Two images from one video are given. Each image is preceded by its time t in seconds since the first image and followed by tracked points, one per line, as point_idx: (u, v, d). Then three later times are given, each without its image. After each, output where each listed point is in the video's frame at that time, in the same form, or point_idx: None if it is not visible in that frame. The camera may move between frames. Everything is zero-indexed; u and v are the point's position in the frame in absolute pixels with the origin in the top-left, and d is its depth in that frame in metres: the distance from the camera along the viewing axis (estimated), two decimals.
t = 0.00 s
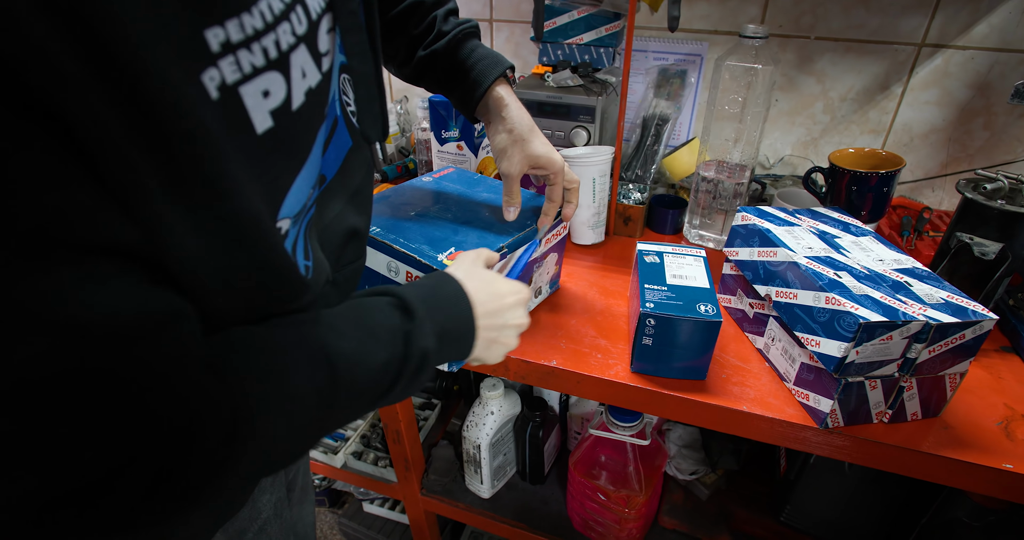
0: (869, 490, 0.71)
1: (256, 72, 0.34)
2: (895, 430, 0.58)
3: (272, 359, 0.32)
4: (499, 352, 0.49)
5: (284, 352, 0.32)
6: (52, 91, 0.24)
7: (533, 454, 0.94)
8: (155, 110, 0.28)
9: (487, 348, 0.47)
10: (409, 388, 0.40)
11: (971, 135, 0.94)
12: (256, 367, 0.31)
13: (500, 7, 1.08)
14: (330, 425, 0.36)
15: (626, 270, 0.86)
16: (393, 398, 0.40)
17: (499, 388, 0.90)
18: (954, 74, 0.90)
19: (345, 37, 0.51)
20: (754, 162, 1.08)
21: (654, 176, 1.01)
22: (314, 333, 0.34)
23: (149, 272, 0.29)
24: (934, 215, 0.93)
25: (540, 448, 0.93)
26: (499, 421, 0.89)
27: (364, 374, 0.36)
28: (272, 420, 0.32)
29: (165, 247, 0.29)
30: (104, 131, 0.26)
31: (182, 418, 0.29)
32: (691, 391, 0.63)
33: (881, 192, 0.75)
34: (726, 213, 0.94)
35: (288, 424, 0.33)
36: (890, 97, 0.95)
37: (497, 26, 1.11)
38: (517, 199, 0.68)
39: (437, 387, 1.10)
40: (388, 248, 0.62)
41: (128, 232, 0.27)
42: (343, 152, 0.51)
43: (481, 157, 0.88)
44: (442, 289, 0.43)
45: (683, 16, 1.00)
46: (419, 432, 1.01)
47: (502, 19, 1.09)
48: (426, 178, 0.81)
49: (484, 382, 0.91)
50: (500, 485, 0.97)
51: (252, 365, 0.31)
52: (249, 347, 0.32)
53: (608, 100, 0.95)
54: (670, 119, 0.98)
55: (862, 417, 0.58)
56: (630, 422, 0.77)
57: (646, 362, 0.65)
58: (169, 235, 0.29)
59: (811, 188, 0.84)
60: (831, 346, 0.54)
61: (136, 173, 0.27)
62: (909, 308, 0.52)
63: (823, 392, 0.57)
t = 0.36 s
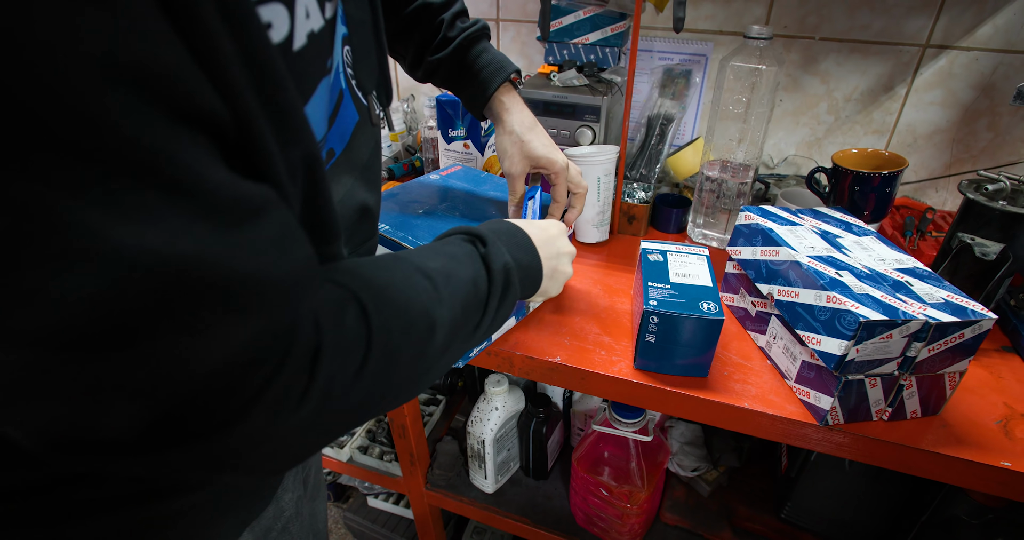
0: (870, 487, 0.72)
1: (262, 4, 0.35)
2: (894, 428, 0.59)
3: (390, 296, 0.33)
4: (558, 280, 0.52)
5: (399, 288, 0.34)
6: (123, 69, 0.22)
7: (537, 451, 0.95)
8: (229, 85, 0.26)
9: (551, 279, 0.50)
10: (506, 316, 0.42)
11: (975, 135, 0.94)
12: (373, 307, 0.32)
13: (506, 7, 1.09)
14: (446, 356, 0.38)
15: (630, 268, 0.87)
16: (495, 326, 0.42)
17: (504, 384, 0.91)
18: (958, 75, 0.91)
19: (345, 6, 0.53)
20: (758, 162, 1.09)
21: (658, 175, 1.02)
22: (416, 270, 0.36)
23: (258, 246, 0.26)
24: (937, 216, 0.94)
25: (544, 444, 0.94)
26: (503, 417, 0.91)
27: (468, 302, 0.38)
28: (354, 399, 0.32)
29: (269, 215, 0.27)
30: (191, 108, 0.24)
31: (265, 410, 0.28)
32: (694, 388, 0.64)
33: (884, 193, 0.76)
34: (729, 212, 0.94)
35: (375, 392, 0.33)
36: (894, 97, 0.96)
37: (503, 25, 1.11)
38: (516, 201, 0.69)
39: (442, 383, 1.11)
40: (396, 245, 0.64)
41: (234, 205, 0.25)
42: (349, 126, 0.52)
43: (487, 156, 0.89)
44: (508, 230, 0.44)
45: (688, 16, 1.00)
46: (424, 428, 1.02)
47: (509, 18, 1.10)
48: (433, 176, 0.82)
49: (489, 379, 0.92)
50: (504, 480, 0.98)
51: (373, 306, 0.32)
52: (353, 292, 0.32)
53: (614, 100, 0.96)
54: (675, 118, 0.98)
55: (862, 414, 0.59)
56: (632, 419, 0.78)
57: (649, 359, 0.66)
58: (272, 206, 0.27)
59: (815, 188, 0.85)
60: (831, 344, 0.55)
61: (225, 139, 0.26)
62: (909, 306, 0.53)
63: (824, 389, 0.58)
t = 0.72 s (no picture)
0: (860, 495, 0.75)
1: (277, 9, 0.35)
2: (881, 441, 0.62)
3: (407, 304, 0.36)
4: (551, 308, 0.55)
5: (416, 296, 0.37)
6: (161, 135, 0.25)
7: (540, 456, 0.99)
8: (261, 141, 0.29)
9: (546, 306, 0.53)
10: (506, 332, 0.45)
11: (968, 152, 0.97)
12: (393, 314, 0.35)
13: (512, 23, 1.12)
14: (460, 361, 0.41)
15: (630, 281, 0.90)
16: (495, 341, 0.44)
17: (508, 392, 0.94)
18: (951, 93, 0.93)
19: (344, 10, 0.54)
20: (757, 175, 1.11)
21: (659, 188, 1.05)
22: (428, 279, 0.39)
23: (288, 264, 0.29)
24: (931, 230, 0.96)
25: (546, 450, 0.97)
26: (507, 423, 0.94)
27: (475, 314, 0.41)
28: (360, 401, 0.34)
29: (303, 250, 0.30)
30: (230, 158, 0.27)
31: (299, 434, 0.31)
32: (690, 400, 0.67)
33: (876, 211, 0.79)
34: (727, 226, 0.97)
35: (381, 397, 0.35)
36: (890, 114, 0.98)
37: (509, 40, 1.14)
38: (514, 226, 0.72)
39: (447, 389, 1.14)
40: (404, 262, 0.67)
41: (271, 220, 0.28)
42: (352, 134, 0.54)
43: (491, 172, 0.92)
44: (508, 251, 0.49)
45: (689, 34, 1.03)
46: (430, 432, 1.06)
47: (514, 34, 1.13)
48: (441, 192, 0.85)
49: (494, 386, 0.95)
50: (507, 484, 1.01)
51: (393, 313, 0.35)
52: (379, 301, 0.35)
53: (616, 116, 0.99)
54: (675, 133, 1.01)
55: (850, 427, 0.61)
56: (632, 427, 0.81)
57: (647, 372, 0.69)
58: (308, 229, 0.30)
59: (810, 204, 0.88)
60: (820, 361, 0.57)
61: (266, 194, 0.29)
62: (894, 326, 0.56)
63: (813, 403, 0.61)
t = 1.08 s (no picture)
0: (860, 507, 0.75)
1: (303, 58, 0.37)
2: (882, 455, 0.62)
3: (378, 361, 0.36)
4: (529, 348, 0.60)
5: (390, 350, 0.37)
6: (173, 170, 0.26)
7: (542, 463, 0.99)
8: (269, 173, 0.29)
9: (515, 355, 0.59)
10: (479, 378, 0.46)
11: (972, 163, 0.97)
12: (364, 371, 0.36)
13: (517, 32, 1.12)
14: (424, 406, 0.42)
15: (633, 291, 0.90)
16: (467, 386, 0.46)
17: (511, 400, 0.94)
18: (956, 104, 0.93)
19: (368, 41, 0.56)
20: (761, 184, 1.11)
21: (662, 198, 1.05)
22: (406, 329, 0.39)
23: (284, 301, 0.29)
24: (935, 241, 0.96)
25: (548, 458, 0.98)
26: (510, 431, 0.94)
27: (448, 366, 0.42)
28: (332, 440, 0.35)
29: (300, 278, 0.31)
30: (241, 192, 0.27)
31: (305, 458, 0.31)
32: (692, 413, 0.68)
33: (879, 224, 0.79)
34: (731, 236, 0.97)
35: (353, 434, 0.37)
36: (894, 124, 0.98)
37: (514, 48, 1.15)
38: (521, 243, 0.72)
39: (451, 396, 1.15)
40: (402, 273, 0.67)
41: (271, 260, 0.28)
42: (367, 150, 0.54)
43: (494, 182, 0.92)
44: (497, 294, 0.49)
45: (693, 44, 1.03)
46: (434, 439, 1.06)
47: (519, 42, 1.14)
48: (452, 203, 0.86)
49: (497, 394, 0.96)
50: (510, 491, 1.02)
51: (362, 371, 0.35)
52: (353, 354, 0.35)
53: (620, 126, 1.00)
54: (679, 143, 1.02)
55: (851, 442, 0.62)
56: (634, 438, 0.81)
57: (649, 384, 0.69)
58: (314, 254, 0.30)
59: (812, 215, 0.88)
60: (821, 378, 0.58)
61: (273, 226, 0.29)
62: (895, 343, 0.56)
63: (815, 418, 0.61)
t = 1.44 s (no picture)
0: (871, 517, 0.72)
1: (282, 58, 0.32)
2: (896, 465, 0.59)
3: (373, 381, 0.34)
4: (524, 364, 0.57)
5: (383, 370, 0.35)
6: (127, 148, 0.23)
7: (541, 467, 0.96)
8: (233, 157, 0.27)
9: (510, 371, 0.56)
10: (472, 402, 0.44)
11: (989, 160, 0.93)
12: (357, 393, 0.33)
13: (519, 24, 1.10)
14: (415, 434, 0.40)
15: (636, 291, 0.87)
16: (460, 409, 0.43)
17: (509, 402, 0.92)
18: (972, 99, 0.90)
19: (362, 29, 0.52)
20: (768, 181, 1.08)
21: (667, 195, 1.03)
22: (399, 347, 0.37)
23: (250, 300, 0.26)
24: (949, 240, 0.93)
25: (547, 461, 0.95)
26: (508, 434, 0.91)
27: (442, 389, 0.39)
28: (321, 465, 0.32)
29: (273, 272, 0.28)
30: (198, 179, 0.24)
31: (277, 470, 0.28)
32: (695, 418, 0.65)
33: (893, 222, 0.76)
34: (737, 234, 0.94)
35: (343, 461, 0.34)
36: (907, 120, 0.95)
37: (515, 42, 1.12)
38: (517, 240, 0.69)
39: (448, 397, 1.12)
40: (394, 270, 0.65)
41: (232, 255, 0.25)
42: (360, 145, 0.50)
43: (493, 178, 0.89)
44: (492, 315, 0.47)
45: (699, 37, 1.00)
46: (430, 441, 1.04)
47: (521, 35, 1.11)
48: (450, 198, 0.84)
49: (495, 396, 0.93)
50: (508, 495, 0.99)
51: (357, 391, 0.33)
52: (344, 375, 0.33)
53: (623, 120, 0.97)
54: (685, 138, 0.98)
55: (863, 450, 0.59)
56: (636, 442, 0.78)
57: (652, 387, 0.66)
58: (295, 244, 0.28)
59: (822, 212, 0.84)
60: (833, 383, 0.55)
61: (243, 213, 0.26)
62: (911, 346, 0.53)
63: (825, 425, 0.58)
